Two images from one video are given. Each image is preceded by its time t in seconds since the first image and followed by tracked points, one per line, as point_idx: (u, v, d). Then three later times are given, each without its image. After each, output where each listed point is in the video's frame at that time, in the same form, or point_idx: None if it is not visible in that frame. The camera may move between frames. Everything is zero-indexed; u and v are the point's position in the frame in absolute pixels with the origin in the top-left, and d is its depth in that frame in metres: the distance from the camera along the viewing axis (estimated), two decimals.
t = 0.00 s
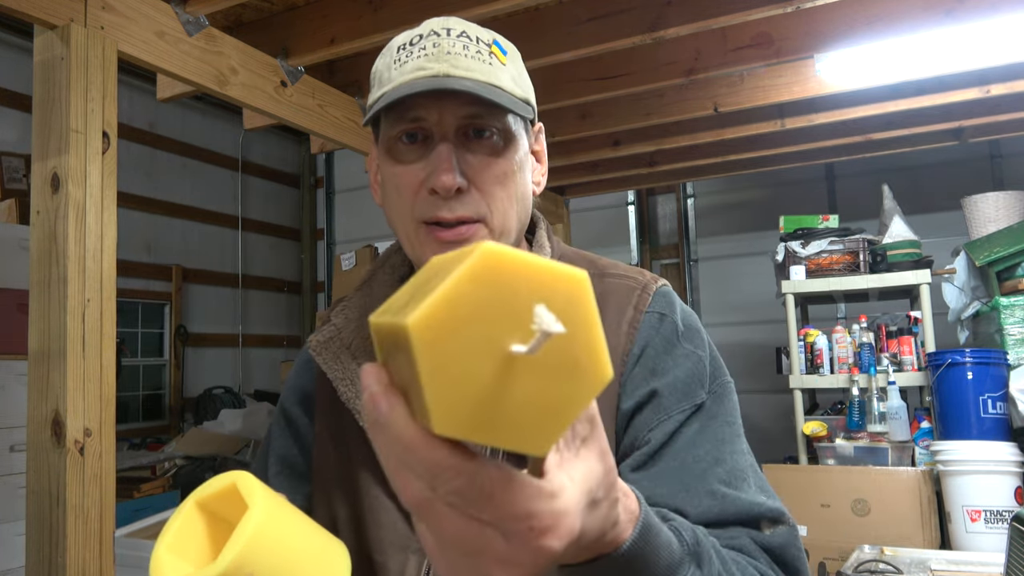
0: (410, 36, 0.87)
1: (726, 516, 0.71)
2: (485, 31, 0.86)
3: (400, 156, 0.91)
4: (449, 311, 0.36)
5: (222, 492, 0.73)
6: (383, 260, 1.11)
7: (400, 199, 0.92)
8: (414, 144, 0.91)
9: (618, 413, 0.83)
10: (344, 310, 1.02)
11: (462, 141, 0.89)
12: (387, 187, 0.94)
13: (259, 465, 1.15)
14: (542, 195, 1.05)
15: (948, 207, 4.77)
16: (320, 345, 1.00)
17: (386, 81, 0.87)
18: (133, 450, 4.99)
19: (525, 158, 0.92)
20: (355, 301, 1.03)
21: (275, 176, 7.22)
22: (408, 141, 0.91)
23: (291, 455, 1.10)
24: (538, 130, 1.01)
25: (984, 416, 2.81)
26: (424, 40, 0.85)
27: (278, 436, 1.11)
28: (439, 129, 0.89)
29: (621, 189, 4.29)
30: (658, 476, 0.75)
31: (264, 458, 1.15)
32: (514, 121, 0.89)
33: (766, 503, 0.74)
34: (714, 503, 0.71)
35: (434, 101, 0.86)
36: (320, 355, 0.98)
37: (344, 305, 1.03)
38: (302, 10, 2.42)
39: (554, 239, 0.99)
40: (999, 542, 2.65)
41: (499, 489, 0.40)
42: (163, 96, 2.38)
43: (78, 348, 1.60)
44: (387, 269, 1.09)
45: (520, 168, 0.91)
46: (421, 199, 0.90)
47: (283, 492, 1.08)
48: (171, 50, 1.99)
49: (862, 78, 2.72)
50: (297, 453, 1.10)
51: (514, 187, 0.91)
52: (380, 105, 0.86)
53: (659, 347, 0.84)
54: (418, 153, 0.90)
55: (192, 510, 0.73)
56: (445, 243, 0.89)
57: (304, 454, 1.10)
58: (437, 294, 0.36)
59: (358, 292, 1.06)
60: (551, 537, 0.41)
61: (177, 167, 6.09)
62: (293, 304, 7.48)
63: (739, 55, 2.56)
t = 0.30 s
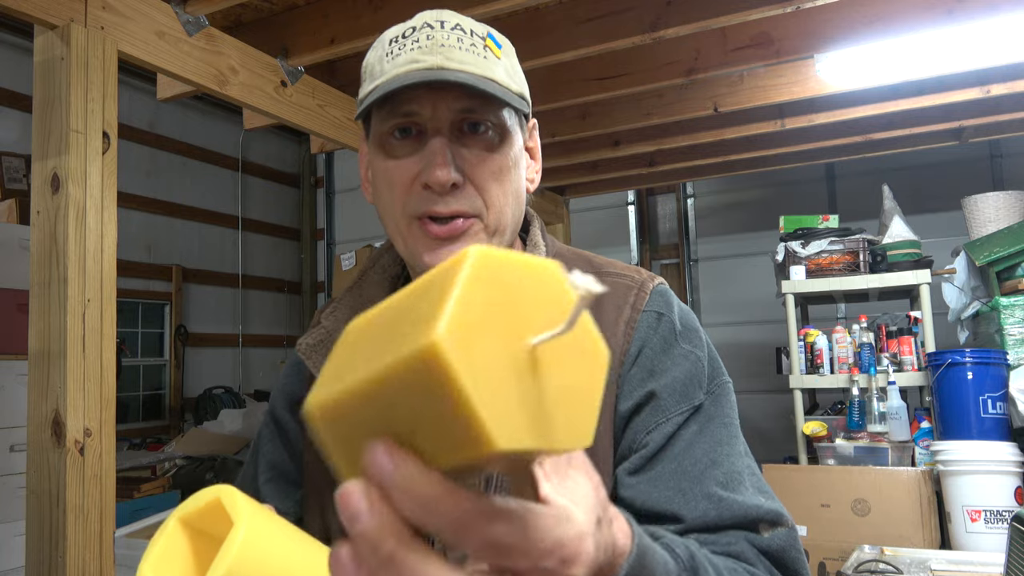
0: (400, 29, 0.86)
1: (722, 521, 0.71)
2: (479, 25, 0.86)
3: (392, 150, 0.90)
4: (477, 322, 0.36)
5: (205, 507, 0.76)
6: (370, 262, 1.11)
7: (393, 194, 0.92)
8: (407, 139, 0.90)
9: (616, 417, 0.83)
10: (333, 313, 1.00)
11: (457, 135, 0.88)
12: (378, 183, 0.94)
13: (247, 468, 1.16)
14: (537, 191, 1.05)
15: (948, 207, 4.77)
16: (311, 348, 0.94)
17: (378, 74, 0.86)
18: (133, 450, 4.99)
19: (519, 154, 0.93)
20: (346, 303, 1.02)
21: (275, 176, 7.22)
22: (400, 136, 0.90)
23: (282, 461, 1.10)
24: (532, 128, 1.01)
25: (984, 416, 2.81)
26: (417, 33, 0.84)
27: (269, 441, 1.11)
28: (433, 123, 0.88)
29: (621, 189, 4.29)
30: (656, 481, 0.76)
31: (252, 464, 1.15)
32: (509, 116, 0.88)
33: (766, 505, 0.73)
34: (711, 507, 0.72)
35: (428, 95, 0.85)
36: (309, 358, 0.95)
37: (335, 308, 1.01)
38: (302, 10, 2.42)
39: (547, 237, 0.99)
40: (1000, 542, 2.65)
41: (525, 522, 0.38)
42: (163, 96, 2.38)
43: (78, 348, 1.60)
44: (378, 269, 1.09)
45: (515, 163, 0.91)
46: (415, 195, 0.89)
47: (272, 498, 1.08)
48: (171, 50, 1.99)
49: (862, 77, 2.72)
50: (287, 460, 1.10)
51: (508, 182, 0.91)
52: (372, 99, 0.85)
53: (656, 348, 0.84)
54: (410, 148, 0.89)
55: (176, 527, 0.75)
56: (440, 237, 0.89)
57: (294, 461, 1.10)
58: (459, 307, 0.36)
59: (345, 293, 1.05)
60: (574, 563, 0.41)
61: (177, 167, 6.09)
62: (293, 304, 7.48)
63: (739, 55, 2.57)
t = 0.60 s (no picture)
0: (399, 19, 0.87)
1: (719, 528, 0.70)
2: (481, 15, 0.85)
3: (388, 143, 0.91)
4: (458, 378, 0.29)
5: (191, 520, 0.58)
6: (361, 264, 1.10)
7: (388, 190, 0.91)
8: (404, 132, 0.90)
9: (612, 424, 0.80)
10: (325, 314, 0.97)
11: (455, 130, 0.88)
12: (373, 177, 0.94)
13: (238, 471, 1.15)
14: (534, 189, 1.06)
15: (948, 207, 4.77)
16: (301, 347, 0.92)
17: (375, 63, 0.85)
18: (133, 450, 4.99)
19: (519, 150, 0.93)
20: (336, 303, 1.00)
21: (275, 176, 7.22)
22: (397, 128, 0.90)
23: (272, 463, 1.09)
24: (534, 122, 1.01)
25: (985, 416, 2.81)
26: (416, 22, 0.84)
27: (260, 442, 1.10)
28: (430, 116, 0.88)
29: (621, 189, 4.29)
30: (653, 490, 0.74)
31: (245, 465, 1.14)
32: (508, 111, 0.89)
33: (764, 509, 0.72)
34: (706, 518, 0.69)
35: (426, 88, 0.85)
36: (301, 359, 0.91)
37: (325, 308, 0.99)
38: (302, 10, 2.42)
39: (543, 235, 0.99)
40: (1000, 542, 2.65)
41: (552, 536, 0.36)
42: (163, 96, 2.38)
43: (78, 348, 1.60)
44: (370, 267, 1.08)
45: (513, 161, 0.91)
46: (410, 189, 0.89)
47: (261, 499, 1.06)
48: (171, 50, 1.99)
49: (863, 77, 2.72)
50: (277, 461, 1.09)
51: (505, 181, 0.91)
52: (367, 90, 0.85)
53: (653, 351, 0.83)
54: (407, 141, 0.90)
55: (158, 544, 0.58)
56: (433, 237, 0.87)
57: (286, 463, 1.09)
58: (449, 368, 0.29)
59: (336, 294, 1.03)
60: None
61: (177, 167, 6.09)
62: (293, 304, 7.48)
63: (739, 55, 2.57)
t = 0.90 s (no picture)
0: (385, 13, 0.85)
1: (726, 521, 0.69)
2: (471, 10, 0.85)
3: (376, 142, 0.90)
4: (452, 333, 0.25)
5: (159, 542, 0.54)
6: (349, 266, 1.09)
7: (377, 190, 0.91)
8: (391, 130, 0.89)
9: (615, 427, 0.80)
10: (312, 314, 0.97)
11: (445, 128, 0.87)
12: (360, 176, 0.94)
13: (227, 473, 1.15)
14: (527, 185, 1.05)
15: (948, 207, 4.77)
16: (288, 351, 0.92)
17: (361, 60, 0.84)
18: (133, 450, 4.99)
19: (510, 148, 0.93)
20: (324, 303, 0.99)
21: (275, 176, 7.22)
22: (384, 126, 0.90)
23: (259, 464, 1.09)
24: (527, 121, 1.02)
25: (984, 416, 2.81)
26: (403, 17, 0.83)
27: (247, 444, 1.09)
28: (419, 115, 0.87)
29: (621, 189, 4.29)
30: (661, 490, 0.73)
31: (234, 465, 1.14)
32: (499, 108, 0.88)
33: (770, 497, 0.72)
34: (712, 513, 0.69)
35: (415, 86, 0.84)
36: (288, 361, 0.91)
37: (312, 309, 0.98)
38: (302, 10, 2.42)
39: (535, 234, 0.99)
40: (1000, 542, 2.65)
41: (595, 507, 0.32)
42: (163, 96, 2.38)
43: (78, 347, 1.60)
44: (359, 267, 1.08)
45: (503, 160, 0.91)
46: (399, 189, 0.88)
47: (247, 502, 1.06)
48: (170, 50, 1.99)
49: (863, 77, 2.72)
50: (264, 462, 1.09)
51: (494, 180, 0.91)
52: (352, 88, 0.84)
53: (649, 349, 0.82)
54: (394, 140, 0.89)
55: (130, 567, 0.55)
56: (423, 238, 0.88)
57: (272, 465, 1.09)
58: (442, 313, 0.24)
59: (325, 294, 1.02)
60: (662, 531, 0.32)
61: (177, 167, 6.10)
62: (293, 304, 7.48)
63: (739, 55, 2.56)
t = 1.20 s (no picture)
0: (370, 15, 0.87)
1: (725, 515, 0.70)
2: (457, 9, 0.87)
3: (362, 142, 0.90)
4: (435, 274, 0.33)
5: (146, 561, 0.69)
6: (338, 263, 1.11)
7: (364, 192, 0.90)
8: (377, 131, 0.89)
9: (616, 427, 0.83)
10: (302, 319, 0.99)
11: (432, 128, 0.88)
12: (345, 178, 0.94)
13: (214, 481, 1.15)
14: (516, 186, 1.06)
15: (948, 207, 4.77)
16: (278, 356, 0.95)
17: (348, 60, 0.85)
18: (133, 450, 4.99)
19: (499, 148, 0.92)
20: (313, 307, 1.01)
21: (275, 176, 7.22)
22: (370, 127, 0.90)
23: (250, 471, 1.10)
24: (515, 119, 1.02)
25: (984, 416, 2.81)
26: (389, 15, 0.84)
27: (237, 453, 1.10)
28: (406, 115, 0.88)
29: (621, 189, 4.28)
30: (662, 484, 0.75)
31: (222, 474, 1.14)
32: (487, 107, 0.89)
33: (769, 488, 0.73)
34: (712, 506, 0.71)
35: (402, 86, 0.85)
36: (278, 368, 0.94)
37: (302, 313, 1.00)
38: (302, 10, 2.41)
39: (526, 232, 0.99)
40: (1000, 542, 2.65)
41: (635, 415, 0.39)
42: (163, 96, 2.38)
43: (78, 348, 1.60)
44: (348, 268, 1.09)
45: (493, 159, 0.91)
46: (387, 190, 0.88)
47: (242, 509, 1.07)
48: (170, 50, 1.99)
49: (864, 77, 2.71)
50: (256, 470, 1.10)
51: (485, 179, 0.91)
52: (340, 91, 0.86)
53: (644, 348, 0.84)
54: (381, 140, 0.89)
55: None
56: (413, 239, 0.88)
57: (264, 473, 1.10)
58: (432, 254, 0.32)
59: (315, 295, 1.04)
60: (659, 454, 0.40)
61: (177, 167, 6.09)
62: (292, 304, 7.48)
63: (739, 55, 2.57)
